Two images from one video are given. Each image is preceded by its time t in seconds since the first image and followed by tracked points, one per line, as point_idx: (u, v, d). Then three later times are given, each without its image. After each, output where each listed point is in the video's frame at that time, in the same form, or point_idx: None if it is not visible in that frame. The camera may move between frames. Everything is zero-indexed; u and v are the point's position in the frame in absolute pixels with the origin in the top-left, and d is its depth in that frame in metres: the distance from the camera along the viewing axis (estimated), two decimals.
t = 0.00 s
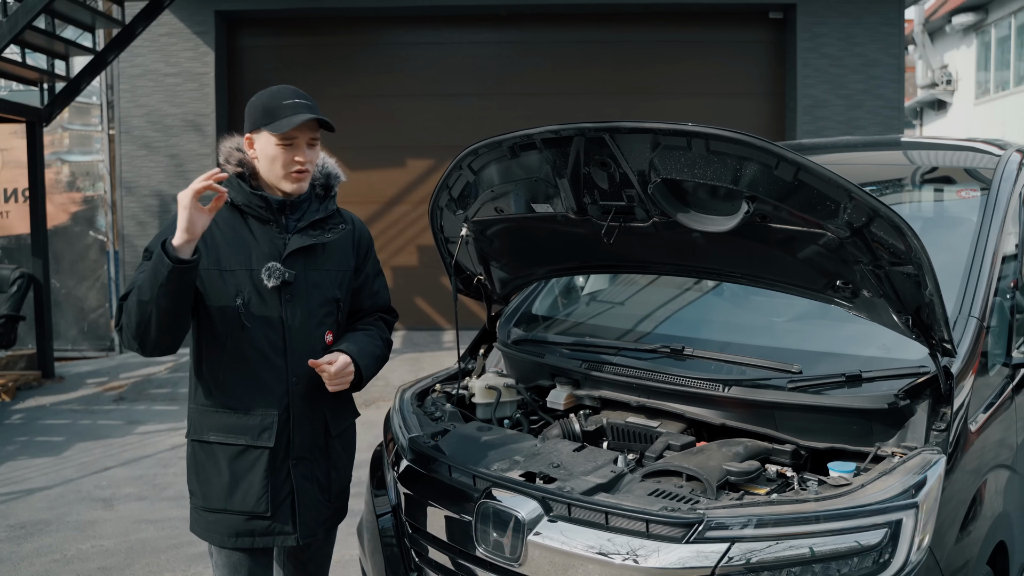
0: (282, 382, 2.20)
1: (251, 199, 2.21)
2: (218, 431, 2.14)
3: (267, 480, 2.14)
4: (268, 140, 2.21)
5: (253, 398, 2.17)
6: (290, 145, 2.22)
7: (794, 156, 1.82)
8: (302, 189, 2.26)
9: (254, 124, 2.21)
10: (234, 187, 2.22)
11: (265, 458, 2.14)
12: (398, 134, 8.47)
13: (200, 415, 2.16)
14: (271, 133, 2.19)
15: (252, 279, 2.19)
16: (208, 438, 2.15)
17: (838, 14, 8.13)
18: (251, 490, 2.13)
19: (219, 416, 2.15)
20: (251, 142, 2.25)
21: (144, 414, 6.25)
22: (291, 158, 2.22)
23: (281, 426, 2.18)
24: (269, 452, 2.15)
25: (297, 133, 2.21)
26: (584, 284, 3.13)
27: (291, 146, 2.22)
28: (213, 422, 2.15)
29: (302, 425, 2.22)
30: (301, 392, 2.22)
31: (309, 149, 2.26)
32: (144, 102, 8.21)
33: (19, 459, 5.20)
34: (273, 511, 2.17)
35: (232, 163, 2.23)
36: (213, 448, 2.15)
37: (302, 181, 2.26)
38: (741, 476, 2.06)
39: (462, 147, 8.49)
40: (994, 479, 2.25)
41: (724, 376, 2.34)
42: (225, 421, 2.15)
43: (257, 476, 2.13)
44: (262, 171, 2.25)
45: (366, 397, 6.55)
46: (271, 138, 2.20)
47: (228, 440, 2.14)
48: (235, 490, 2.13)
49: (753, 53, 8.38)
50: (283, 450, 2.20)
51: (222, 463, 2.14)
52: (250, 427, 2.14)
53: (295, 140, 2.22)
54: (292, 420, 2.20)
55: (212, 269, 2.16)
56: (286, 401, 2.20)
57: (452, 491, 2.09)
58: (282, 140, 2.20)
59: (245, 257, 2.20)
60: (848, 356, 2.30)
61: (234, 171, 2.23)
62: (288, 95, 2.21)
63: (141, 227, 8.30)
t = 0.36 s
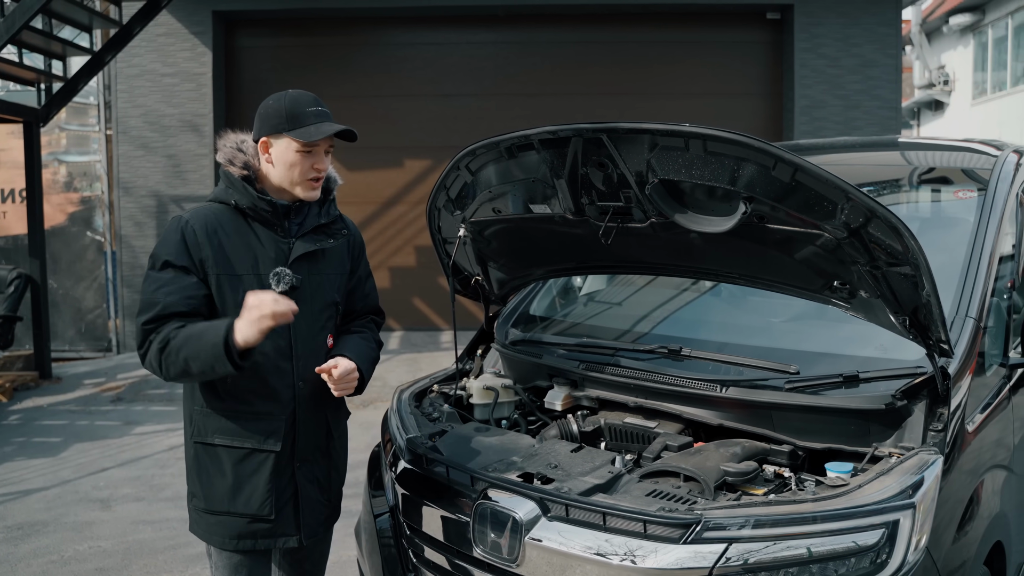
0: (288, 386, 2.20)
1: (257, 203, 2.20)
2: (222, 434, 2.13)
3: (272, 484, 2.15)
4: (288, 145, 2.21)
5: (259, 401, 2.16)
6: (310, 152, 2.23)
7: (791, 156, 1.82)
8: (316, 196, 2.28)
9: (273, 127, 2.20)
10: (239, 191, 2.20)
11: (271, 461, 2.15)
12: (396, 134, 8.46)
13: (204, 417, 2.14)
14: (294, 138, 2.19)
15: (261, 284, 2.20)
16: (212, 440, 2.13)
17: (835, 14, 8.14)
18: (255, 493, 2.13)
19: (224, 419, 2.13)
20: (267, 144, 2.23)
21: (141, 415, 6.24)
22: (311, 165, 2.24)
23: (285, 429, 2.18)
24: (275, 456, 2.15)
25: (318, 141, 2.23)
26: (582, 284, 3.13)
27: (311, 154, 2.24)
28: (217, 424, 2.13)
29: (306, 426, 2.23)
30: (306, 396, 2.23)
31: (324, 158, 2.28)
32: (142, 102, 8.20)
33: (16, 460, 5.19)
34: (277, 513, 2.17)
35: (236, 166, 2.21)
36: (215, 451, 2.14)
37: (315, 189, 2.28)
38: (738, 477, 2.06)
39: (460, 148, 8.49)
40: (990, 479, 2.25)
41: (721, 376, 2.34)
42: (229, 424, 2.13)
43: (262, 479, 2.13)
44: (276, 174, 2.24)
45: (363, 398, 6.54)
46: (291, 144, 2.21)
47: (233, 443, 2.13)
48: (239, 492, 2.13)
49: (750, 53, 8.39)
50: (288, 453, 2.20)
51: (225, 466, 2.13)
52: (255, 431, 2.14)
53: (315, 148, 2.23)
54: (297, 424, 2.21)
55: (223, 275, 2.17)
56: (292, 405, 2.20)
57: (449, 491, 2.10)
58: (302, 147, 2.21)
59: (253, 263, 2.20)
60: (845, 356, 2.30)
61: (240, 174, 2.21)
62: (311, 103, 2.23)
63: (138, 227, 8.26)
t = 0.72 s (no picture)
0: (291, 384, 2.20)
1: (257, 201, 2.20)
2: (228, 433, 2.13)
3: (279, 481, 2.15)
4: (288, 140, 2.21)
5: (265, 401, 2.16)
6: (310, 147, 2.24)
7: (788, 157, 1.82)
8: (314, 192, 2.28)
9: (273, 123, 2.20)
10: (240, 189, 2.20)
11: (278, 459, 2.15)
12: (394, 134, 8.46)
13: (209, 418, 2.14)
14: (295, 132, 2.20)
15: (264, 281, 2.20)
16: (216, 439, 2.13)
17: (833, 14, 8.15)
18: (263, 491, 2.13)
19: (229, 418, 2.13)
20: (267, 139, 2.23)
21: (139, 415, 6.24)
22: (310, 161, 2.25)
23: (290, 428, 2.19)
24: (282, 454, 2.16)
25: (318, 136, 2.24)
26: (580, 284, 3.13)
27: (311, 149, 2.24)
28: (222, 424, 2.14)
29: (311, 424, 2.24)
30: (310, 394, 2.24)
31: (322, 155, 2.30)
32: (139, 102, 8.19)
33: (14, 460, 5.19)
34: (283, 510, 2.17)
35: (237, 165, 2.21)
36: (220, 450, 2.14)
37: (312, 185, 2.28)
38: (735, 477, 2.07)
39: (458, 147, 8.49)
40: (988, 479, 2.26)
41: (719, 376, 2.35)
42: (235, 422, 2.13)
43: (269, 476, 2.14)
44: (275, 170, 2.24)
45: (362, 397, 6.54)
46: (292, 139, 2.21)
47: (239, 441, 2.13)
48: (246, 491, 2.13)
49: (748, 53, 8.39)
50: (293, 451, 2.20)
51: (230, 466, 2.13)
52: (262, 429, 2.14)
53: (315, 143, 2.24)
54: (303, 421, 2.22)
55: (229, 275, 2.15)
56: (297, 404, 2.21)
57: (447, 491, 2.10)
58: (303, 141, 2.22)
59: (256, 260, 2.19)
60: (842, 356, 2.31)
61: (241, 172, 2.21)
62: (311, 99, 2.24)
63: (136, 227, 8.23)
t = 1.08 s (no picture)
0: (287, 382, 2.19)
1: (254, 202, 2.20)
2: (227, 430, 2.13)
3: (277, 478, 2.15)
4: (279, 140, 2.22)
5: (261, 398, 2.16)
6: (301, 147, 2.24)
7: (786, 158, 1.83)
8: (306, 193, 2.28)
9: (266, 123, 2.21)
10: (238, 191, 2.20)
11: (276, 455, 2.15)
12: (392, 134, 8.46)
13: (207, 417, 2.14)
14: (286, 132, 2.20)
15: (259, 280, 2.19)
16: (216, 438, 2.13)
17: (831, 15, 8.16)
18: (261, 489, 2.13)
19: (228, 416, 2.14)
20: (259, 140, 2.24)
21: (137, 415, 6.24)
22: (300, 160, 2.24)
23: (287, 426, 2.19)
24: (280, 450, 2.16)
25: (309, 136, 2.24)
26: (578, 284, 3.13)
27: (302, 148, 2.24)
28: (221, 422, 2.14)
29: (309, 421, 2.24)
30: (306, 392, 2.23)
31: (314, 154, 2.29)
32: (138, 102, 8.19)
33: (12, 460, 5.19)
34: (282, 508, 2.17)
35: (232, 167, 2.21)
36: (219, 448, 2.14)
37: (304, 185, 2.28)
38: (733, 476, 2.07)
39: (457, 148, 8.49)
40: (985, 478, 2.26)
41: (717, 376, 2.36)
42: (233, 421, 2.14)
43: (268, 472, 2.14)
44: (268, 170, 2.25)
45: (360, 398, 6.55)
46: (283, 138, 2.22)
47: (238, 439, 2.13)
48: (245, 489, 2.13)
49: (747, 53, 8.40)
50: (292, 448, 2.20)
51: (229, 463, 2.13)
52: (259, 427, 2.14)
53: (306, 142, 2.24)
54: (300, 419, 2.22)
55: (223, 275, 2.16)
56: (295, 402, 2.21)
57: (445, 491, 2.10)
58: (294, 140, 2.22)
59: (251, 259, 2.19)
60: (840, 355, 2.31)
61: (237, 174, 2.21)
62: (304, 100, 2.24)
63: (134, 227, 8.23)
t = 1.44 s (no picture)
0: (275, 382, 2.18)
1: (248, 203, 2.20)
2: (214, 428, 2.14)
3: (260, 477, 2.14)
4: (253, 139, 2.24)
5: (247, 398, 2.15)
6: (272, 142, 2.23)
7: (784, 158, 1.84)
8: (287, 188, 2.24)
9: (245, 126, 2.26)
10: (233, 192, 2.20)
11: (259, 455, 2.15)
12: (391, 134, 8.46)
13: (197, 413, 2.16)
14: (255, 131, 2.22)
15: (248, 280, 2.19)
16: (204, 434, 2.15)
17: (829, 15, 8.17)
18: (244, 487, 2.13)
19: (215, 414, 2.15)
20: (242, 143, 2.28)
21: (136, 415, 6.24)
22: (273, 156, 2.23)
23: (273, 426, 2.17)
24: (263, 449, 2.15)
25: (279, 131, 2.23)
26: (576, 285, 3.13)
27: (274, 144, 2.23)
28: (209, 419, 2.15)
29: (296, 423, 2.21)
30: (294, 393, 2.21)
31: (293, 150, 2.25)
32: (136, 102, 8.20)
33: (11, 460, 5.19)
34: (266, 506, 2.17)
35: (231, 169, 2.23)
36: (208, 445, 2.15)
37: (286, 181, 2.25)
38: (732, 476, 2.08)
39: (456, 148, 8.49)
40: (982, 478, 2.27)
41: (714, 376, 2.36)
42: (220, 418, 2.14)
43: (251, 472, 2.14)
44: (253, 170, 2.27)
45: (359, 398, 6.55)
46: (255, 137, 2.23)
47: (224, 436, 2.14)
48: (228, 486, 2.13)
49: (745, 54, 8.41)
50: (276, 449, 2.18)
51: (216, 460, 2.14)
52: (245, 425, 2.14)
53: (276, 137, 2.23)
54: (286, 419, 2.19)
55: (212, 273, 2.17)
56: (280, 402, 2.18)
57: (444, 490, 2.10)
58: (264, 137, 2.22)
59: (242, 259, 2.19)
60: (839, 356, 2.32)
61: (230, 175, 2.22)
62: (276, 96, 2.23)
63: (133, 227, 8.24)
